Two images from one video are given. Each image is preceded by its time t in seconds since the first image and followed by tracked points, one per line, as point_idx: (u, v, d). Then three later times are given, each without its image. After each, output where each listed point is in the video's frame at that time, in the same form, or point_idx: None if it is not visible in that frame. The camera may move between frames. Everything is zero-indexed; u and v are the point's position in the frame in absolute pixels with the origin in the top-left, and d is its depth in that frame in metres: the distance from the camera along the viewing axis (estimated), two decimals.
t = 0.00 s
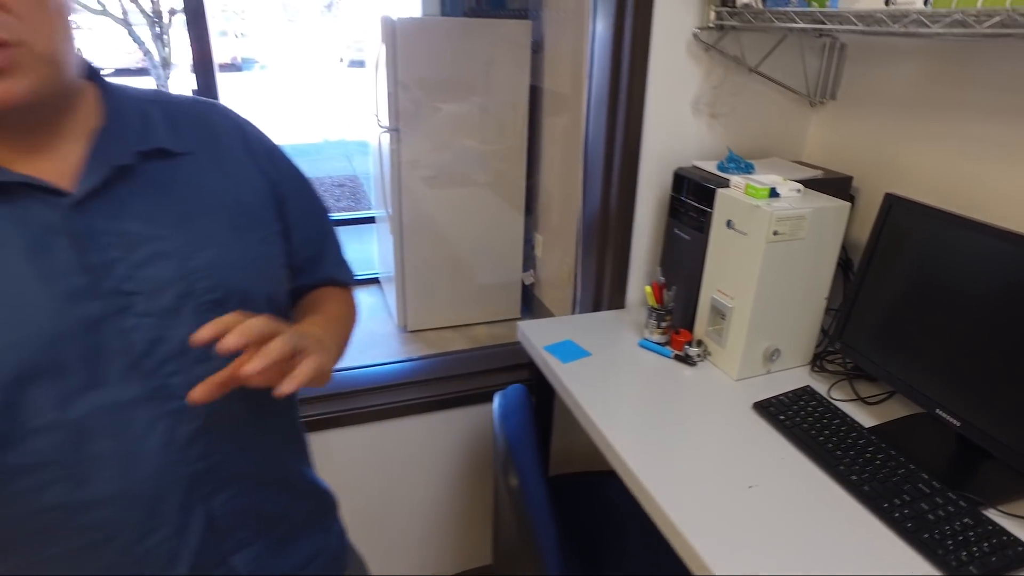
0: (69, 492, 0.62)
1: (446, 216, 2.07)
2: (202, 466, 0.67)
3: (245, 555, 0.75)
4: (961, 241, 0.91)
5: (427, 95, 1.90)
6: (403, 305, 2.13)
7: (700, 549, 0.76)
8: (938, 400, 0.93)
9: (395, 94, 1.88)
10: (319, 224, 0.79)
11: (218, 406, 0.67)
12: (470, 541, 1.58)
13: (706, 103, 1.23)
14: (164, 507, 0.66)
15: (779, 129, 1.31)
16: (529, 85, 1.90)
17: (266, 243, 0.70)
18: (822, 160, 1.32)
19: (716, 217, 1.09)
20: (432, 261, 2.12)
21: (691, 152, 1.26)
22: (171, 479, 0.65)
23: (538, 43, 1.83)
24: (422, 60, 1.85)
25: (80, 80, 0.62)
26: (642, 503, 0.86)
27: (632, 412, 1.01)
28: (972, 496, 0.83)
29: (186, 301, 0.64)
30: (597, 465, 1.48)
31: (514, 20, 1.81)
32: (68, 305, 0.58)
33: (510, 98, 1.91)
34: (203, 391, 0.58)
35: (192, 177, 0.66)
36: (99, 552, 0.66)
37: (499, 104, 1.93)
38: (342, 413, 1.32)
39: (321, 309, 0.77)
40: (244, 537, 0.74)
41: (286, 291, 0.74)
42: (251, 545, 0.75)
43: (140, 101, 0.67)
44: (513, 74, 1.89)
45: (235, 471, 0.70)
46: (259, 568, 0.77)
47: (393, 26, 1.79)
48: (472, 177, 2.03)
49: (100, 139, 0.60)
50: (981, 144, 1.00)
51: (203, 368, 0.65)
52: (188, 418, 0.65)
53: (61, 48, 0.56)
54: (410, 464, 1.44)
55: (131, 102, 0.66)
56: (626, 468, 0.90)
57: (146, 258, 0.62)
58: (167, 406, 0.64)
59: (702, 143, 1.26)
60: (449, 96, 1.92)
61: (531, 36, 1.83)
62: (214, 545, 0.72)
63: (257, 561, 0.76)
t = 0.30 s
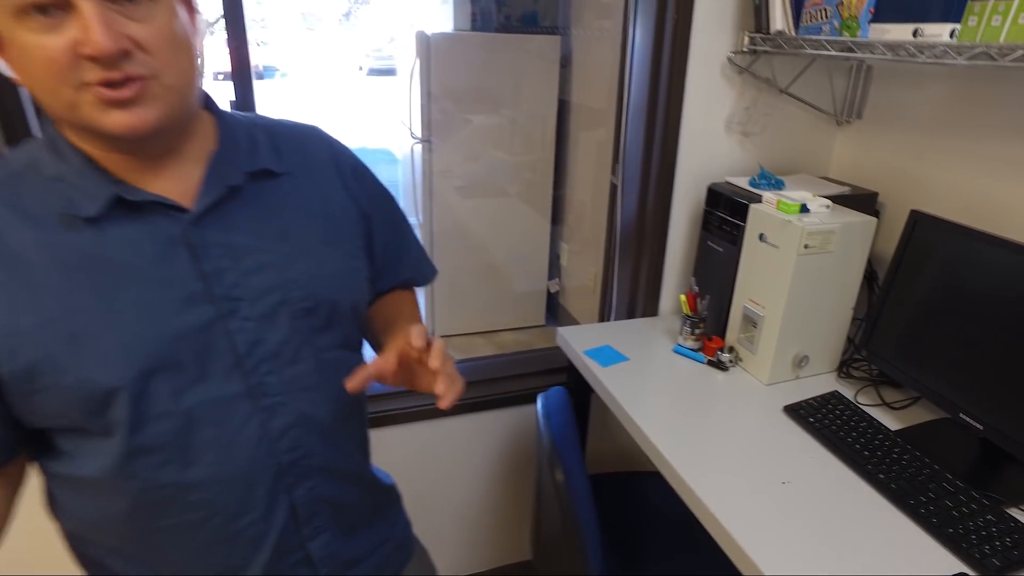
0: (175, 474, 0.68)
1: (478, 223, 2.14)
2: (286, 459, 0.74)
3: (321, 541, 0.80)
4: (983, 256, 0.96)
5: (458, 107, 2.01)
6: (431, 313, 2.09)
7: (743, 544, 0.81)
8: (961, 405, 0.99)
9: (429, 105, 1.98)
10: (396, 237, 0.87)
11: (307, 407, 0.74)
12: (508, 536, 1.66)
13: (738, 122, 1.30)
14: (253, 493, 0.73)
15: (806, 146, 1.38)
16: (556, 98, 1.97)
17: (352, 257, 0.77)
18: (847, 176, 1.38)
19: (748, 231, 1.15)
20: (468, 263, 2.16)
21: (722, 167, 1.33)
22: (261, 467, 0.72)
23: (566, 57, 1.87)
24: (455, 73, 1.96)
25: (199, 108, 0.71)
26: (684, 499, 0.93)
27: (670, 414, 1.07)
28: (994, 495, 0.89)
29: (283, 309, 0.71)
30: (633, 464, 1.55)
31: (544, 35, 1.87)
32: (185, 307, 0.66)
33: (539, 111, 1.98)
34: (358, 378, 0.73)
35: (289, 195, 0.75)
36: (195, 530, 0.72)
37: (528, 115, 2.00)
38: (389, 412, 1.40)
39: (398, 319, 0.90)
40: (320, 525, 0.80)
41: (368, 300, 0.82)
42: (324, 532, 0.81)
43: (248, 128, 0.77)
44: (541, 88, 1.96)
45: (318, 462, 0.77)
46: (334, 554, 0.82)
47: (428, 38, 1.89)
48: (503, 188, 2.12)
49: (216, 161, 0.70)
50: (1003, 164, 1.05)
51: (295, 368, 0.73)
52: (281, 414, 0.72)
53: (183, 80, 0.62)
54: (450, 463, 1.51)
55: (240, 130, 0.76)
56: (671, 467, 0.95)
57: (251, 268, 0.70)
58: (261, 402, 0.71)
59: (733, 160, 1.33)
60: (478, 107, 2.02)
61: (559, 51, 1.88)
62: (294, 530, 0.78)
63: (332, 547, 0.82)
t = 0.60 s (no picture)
0: (248, 458, 0.76)
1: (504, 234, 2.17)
2: (344, 452, 0.81)
3: (372, 532, 0.87)
4: (1000, 273, 1.01)
5: (485, 118, 2.02)
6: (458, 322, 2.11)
7: (766, 543, 0.87)
8: (978, 416, 1.03)
9: (457, 117, 1.98)
10: (450, 251, 0.96)
11: (365, 406, 0.81)
12: (536, 536, 1.72)
13: (763, 141, 1.36)
14: (314, 482, 0.80)
15: (829, 164, 1.43)
16: (583, 113, 2.03)
17: (409, 267, 0.85)
18: (869, 193, 1.43)
19: (773, 246, 1.20)
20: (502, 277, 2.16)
21: (748, 184, 1.39)
22: (321, 459, 0.79)
23: (592, 71, 1.97)
24: (483, 87, 1.97)
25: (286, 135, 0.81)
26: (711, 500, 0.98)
27: (696, 420, 1.13)
28: (1009, 502, 0.93)
29: (347, 315, 0.79)
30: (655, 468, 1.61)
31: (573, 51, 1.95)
32: (263, 310, 0.74)
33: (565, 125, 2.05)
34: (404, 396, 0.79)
35: (357, 212, 0.83)
36: (262, 514, 0.79)
37: (555, 128, 2.06)
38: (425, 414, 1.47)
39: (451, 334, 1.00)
40: (371, 516, 0.87)
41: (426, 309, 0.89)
42: (376, 523, 0.88)
43: (323, 151, 0.86)
44: (569, 103, 2.03)
45: (372, 456, 0.84)
46: (383, 543, 0.89)
47: (457, 53, 1.89)
48: (531, 200, 2.17)
49: (295, 181, 0.79)
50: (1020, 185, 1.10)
51: (356, 370, 0.80)
52: (340, 411, 0.80)
53: (272, 115, 0.73)
54: (481, 464, 1.58)
55: (317, 152, 0.85)
56: (697, 469, 1.01)
57: (320, 278, 0.78)
58: (323, 400, 0.78)
59: (758, 177, 1.39)
60: (506, 119, 2.04)
61: (586, 65, 1.97)
62: (349, 518, 0.85)
63: (381, 538, 0.88)
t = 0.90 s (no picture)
0: (292, 448, 0.88)
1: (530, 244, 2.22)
2: (381, 446, 0.92)
3: (405, 524, 0.98)
4: (1017, 289, 1.02)
5: (514, 130, 2.09)
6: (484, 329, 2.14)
7: (776, 544, 0.90)
8: (996, 430, 1.05)
9: (484, 127, 2.04)
10: (485, 255, 1.08)
11: (401, 405, 0.93)
12: (556, 541, 1.75)
13: (785, 156, 1.39)
14: (353, 472, 0.91)
15: (850, 178, 1.45)
16: (609, 125, 2.07)
17: (446, 273, 0.98)
18: (890, 208, 1.44)
19: (792, 259, 1.23)
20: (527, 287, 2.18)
21: (768, 198, 1.42)
22: (360, 451, 0.91)
23: (618, 83, 2.00)
24: (510, 97, 2.03)
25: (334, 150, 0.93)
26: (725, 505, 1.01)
27: (714, 427, 1.16)
28: None
29: (389, 318, 0.92)
30: (669, 477, 1.65)
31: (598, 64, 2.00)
32: (311, 312, 0.87)
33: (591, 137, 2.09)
34: (438, 380, 0.87)
35: (399, 221, 0.96)
36: (307, 497, 0.91)
37: (580, 140, 2.11)
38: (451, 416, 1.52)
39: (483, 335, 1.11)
40: (405, 509, 0.97)
41: (461, 313, 1.02)
42: (409, 516, 0.98)
43: (370, 164, 0.99)
44: (595, 114, 2.07)
45: (407, 453, 0.95)
46: (415, 535, 0.99)
47: (485, 65, 1.95)
48: (557, 210, 2.22)
49: (343, 193, 0.92)
50: None
51: (393, 369, 0.92)
52: (380, 407, 0.91)
53: (320, 132, 0.84)
54: (504, 468, 1.62)
55: (365, 167, 0.97)
56: (712, 475, 1.04)
57: (364, 282, 0.90)
58: (364, 396, 0.90)
59: (779, 191, 1.42)
60: (532, 130, 2.10)
61: (611, 77, 2.01)
62: (383, 509, 0.96)
63: (414, 530, 0.99)
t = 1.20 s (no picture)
0: (319, 432, 0.95)
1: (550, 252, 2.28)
2: (401, 434, 0.98)
3: (421, 509, 1.04)
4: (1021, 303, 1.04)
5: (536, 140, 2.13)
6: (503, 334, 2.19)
7: (772, 543, 0.94)
8: (999, 441, 1.06)
9: (507, 139, 2.08)
10: (509, 257, 1.15)
11: (420, 399, 0.99)
12: (569, 541, 1.79)
13: (798, 170, 1.42)
14: (374, 456, 0.98)
15: (862, 192, 1.48)
16: (629, 137, 2.12)
17: (469, 274, 1.04)
18: (902, 222, 1.47)
19: (800, 271, 1.27)
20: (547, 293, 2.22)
21: (780, 210, 1.45)
22: (381, 438, 0.97)
23: (639, 95, 2.05)
24: (532, 108, 2.07)
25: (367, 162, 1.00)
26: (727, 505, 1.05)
27: (720, 431, 1.20)
28: None
29: (413, 315, 0.98)
30: (681, 483, 1.69)
31: (620, 77, 2.04)
32: (341, 308, 0.93)
33: (612, 149, 2.14)
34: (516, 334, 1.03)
35: (425, 224, 1.03)
36: (331, 481, 0.98)
37: (600, 151, 2.16)
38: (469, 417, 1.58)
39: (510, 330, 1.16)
40: (421, 495, 1.04)
41: (483, 312, 1.08)
42: (424, 502, 1.04)
43: (400, 171, 1.06)
44: (615, 125, 2.11)
45: (424, 441, 1.01)
46: (430, 520, 1.05)
47: (510, 77, 1.99)
48: (576, 220, 2.26)
49: (374, 199, 0.99)
50: None
51: (415, 363, 0.99)
52: (402, 398, 0.98)
53: (351, 145, 0.91)
54: (520, 468, 1.67)
55: (395, 174, 1.04)
56: (715, 476, 1.08)
57: (391, 281, 0.97)
58: (387, 387, 0.96)
59: (791, 204, 1.45)
60: (554, 140, 2.14)
61: (633, 90, 2.06)
62: (401, 493, 1.02)
63: (429, 515, 1.05)
